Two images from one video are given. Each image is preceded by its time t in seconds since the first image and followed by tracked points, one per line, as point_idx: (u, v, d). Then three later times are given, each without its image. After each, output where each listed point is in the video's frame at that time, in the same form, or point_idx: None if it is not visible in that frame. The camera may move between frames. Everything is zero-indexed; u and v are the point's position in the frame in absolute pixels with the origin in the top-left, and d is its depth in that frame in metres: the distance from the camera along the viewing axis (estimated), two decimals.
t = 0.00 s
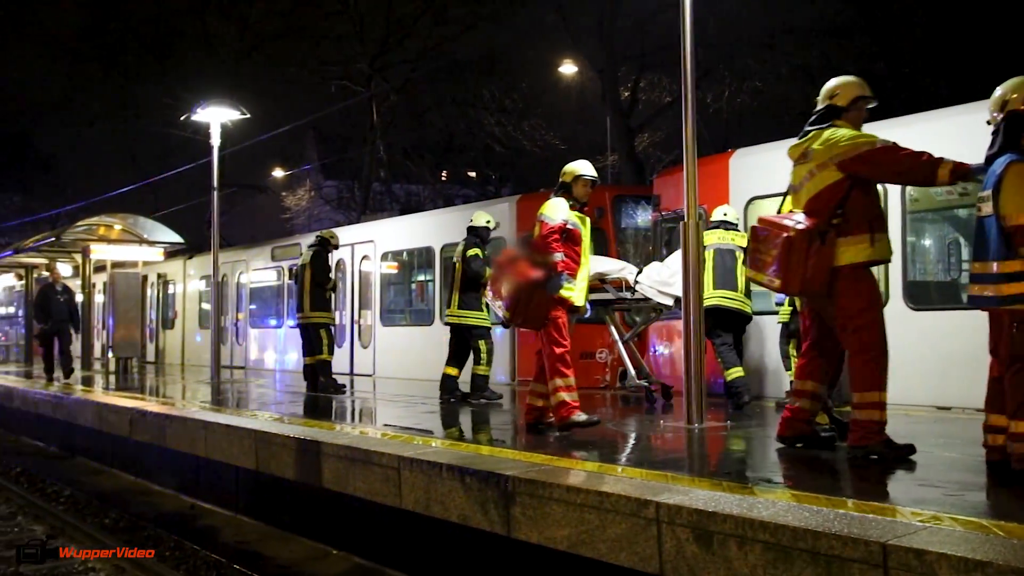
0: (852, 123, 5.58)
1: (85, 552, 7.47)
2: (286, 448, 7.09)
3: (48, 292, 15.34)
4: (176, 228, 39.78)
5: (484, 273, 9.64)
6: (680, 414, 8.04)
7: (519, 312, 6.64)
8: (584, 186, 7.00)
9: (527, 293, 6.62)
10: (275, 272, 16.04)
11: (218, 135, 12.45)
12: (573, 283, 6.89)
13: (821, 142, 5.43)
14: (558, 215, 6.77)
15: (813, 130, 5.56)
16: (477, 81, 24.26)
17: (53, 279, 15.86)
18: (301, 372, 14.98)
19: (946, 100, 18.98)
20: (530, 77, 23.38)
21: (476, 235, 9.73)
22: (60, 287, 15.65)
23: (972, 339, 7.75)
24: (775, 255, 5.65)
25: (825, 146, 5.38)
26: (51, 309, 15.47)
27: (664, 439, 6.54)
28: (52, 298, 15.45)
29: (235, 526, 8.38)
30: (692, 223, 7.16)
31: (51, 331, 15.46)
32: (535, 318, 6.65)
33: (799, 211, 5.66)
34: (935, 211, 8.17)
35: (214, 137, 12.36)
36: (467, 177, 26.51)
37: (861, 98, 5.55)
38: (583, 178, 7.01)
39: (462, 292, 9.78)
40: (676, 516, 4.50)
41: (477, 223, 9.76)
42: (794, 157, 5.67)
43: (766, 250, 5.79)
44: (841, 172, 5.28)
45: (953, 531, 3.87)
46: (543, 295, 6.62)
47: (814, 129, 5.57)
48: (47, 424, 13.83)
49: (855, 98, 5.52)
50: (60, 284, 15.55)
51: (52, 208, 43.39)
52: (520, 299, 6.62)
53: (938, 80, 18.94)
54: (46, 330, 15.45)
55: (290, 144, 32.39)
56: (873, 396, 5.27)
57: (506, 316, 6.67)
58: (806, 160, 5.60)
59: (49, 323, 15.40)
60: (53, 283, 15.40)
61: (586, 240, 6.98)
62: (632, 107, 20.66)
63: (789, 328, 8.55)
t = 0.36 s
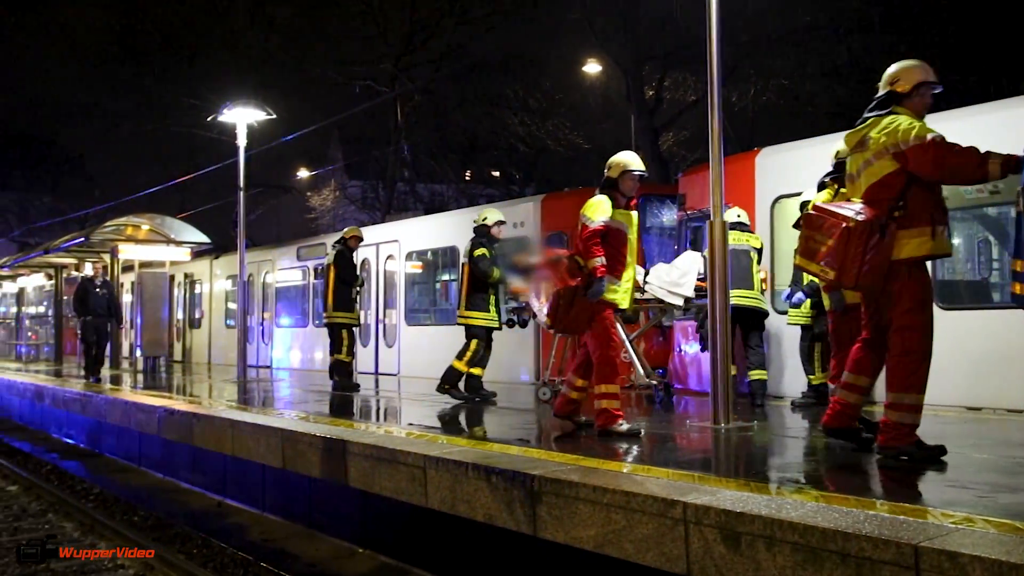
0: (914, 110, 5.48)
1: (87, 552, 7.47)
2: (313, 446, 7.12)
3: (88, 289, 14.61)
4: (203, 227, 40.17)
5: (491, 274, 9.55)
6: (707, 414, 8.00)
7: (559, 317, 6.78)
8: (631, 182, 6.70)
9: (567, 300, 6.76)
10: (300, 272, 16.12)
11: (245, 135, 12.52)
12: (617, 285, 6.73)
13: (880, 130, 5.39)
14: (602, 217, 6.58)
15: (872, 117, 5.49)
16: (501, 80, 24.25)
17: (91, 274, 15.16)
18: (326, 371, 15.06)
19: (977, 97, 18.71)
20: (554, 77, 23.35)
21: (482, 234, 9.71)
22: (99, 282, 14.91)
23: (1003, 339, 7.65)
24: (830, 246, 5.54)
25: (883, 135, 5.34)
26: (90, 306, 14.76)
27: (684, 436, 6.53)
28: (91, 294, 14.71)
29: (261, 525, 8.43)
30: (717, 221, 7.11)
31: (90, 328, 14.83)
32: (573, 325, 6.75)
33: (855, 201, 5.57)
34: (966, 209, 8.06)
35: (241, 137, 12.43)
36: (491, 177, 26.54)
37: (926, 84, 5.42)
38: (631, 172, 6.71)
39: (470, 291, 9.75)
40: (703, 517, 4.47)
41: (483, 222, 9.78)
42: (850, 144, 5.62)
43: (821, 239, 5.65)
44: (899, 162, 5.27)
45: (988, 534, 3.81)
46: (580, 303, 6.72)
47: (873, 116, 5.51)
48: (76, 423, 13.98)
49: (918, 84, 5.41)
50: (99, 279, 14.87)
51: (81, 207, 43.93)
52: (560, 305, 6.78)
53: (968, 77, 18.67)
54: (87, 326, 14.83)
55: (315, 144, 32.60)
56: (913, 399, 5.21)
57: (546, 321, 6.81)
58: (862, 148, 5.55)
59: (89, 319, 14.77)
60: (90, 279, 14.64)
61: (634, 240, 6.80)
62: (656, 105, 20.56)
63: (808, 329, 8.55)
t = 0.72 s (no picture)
0: (954, 106, 5.39)
1: (85, 552, 7.50)
2: (337, 445, 7.15)
3: (123, 290, 14.65)
4: (226, 228, 40.47)
5: (494, 276, 9.50)
6: (731, 414, 7.97)
7: (605, 315, 6.45)
8: (670, 168, 6.41)
9: (613, 298, 6.43)
10: (323, 272, 16.20)
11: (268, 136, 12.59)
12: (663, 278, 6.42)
13: (914, 127, 5.33)
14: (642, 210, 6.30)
15: (910, 111, 5.44)
16: (522, 79, 24.27)
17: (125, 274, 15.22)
18: (348, 370, 15.13)
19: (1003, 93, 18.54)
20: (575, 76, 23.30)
21: (486, 236, 9.69)
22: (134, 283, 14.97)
23: None
24: (859, 242, 5.51)
25: (915, 132, 5.30)
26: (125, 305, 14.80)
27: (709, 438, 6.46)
28: (127, 294, 14.75)
29: (286, 524, 8.47)
30: (741, 221, 7.08)
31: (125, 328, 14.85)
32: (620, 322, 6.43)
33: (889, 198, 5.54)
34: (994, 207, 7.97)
35: (265, 138, 12.50)
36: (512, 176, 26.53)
37: (967, 80, 5.34)
38: (669, 159, 6.41)
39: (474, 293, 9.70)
40: (729, 517, 4.45)
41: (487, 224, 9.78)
42: (885, 140, 5.59)
43: (851, 235, 5.61)
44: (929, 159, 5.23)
45: (1017, 535, 3.77)
46: (629, 298, 6.40)
47: (911, 110, 5.44)
48: (103, 421, 14.14)
49: (962, 79, 5.32)
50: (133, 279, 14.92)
51: (108, 208, 44.47)
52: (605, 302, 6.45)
53: (994, 73, 18.51)
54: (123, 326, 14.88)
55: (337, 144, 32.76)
56: (942, 400, 5.17)
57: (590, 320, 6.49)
58: (898, 144, 5.52)
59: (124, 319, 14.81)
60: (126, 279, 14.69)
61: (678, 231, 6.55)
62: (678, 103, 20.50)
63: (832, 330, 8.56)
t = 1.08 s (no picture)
0: (976, 105, 5.31)
1: (82, 552, 7.40)
2: (356, 443, 7.18)
3: (152, 288, 14.39)
4: (244, 226, 40.67)
5: (501, 271, 9.27)
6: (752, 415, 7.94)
7: (641, 313, 6.35)
8: (713, 164, 6.22)
9: (650, 293, 6.32)
10: (342, 270, 16.25)
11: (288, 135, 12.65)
12: (705, 278, 6.20)
13: (933, 125, 5.31)
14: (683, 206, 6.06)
15: (930, 110, 5.45)
16: (540, 78, 24.26)
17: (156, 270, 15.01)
18: (366, 368, 15.18)
19: None
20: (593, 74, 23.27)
21: (495, 233, 9.44)
22: (164, 280, 14.74)
23: None
24: (875, 238, 5.54)
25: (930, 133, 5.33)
26: (151, 304, 14.56)
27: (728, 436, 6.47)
28: (155, 293, 14.49)
29: (306, 521, 8.51)
30: (762, 219, 7.06)
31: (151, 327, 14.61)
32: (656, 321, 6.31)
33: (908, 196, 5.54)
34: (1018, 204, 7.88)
35: (285, 137, 12.55)
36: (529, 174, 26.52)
37: (990, 79, 5.27)
38: (712, 155, 6.23)
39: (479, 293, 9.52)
40: (751, 516, 4.42)
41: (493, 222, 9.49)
42: (907, 137, 5.61)
43: (869, 231, 5.63)
44: (943, 158, 5.21)
45: None
46: (666, 297, 6.26)
47: (932, 109, 5.44)
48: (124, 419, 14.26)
49: (985, 78, 5.25)
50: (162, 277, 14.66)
51: (128, 207, 44.81)
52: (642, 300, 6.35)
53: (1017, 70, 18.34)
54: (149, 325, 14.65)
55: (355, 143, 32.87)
56: (962, 399, 5.13)
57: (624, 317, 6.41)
58: (919, 142, 5.54)
59: (151, 318, 14.57)
60: (154, 278, 14.42)
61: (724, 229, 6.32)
62: (697, 102, 20.44)
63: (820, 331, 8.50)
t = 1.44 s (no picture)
0: (985, 107, 5.30)
1: (83, 552, 7.41)
2: (375, 443, 7.19)
3: (183, 284, 14.22)
4: (262, 227, 40.86)
5: (518, 273, 9.22)
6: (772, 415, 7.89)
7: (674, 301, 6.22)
8: (761, 159, 6.18)
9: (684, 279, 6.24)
10: (360, 271, 16.29)
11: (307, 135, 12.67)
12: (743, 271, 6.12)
13: (945, 127, 5.25)
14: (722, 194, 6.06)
15: (941, 112, 5.39)
16: (556, 77, 24.23)
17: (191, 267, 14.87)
18: (384, 368, 15.22)
19: None
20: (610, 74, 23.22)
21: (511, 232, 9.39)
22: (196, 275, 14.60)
23: None
24: (886, 240, 5.38)
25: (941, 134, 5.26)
26: (184, 300, 14.39)
27: (748, 437, 6.39)
28: (187, 289, 14.34)
29: (325, 520, 8.54)
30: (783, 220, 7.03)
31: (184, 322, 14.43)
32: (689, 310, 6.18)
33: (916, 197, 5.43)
34: None
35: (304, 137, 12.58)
36: (546, 175, 26.51)
37: (1000, 81, 5.25)
38: (760, 150, 6.20)
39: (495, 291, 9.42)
40: (772, 518, 4.40)
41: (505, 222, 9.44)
42: (916, 139, 5.53)
43: (878, 233, 5.47)
44: (956, 159, 5.14)
45: None
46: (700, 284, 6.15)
47: (943, 111, 5.40)
48: (144, 418, 14.36)
49: (995, 81, 5.24)
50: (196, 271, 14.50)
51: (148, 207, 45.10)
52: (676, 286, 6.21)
53: None
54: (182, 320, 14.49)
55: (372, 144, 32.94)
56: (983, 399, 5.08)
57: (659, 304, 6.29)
58: (929, 143, 5.45)
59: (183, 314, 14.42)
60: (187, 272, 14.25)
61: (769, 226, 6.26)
62: (715, 101, 20.36)
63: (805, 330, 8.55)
